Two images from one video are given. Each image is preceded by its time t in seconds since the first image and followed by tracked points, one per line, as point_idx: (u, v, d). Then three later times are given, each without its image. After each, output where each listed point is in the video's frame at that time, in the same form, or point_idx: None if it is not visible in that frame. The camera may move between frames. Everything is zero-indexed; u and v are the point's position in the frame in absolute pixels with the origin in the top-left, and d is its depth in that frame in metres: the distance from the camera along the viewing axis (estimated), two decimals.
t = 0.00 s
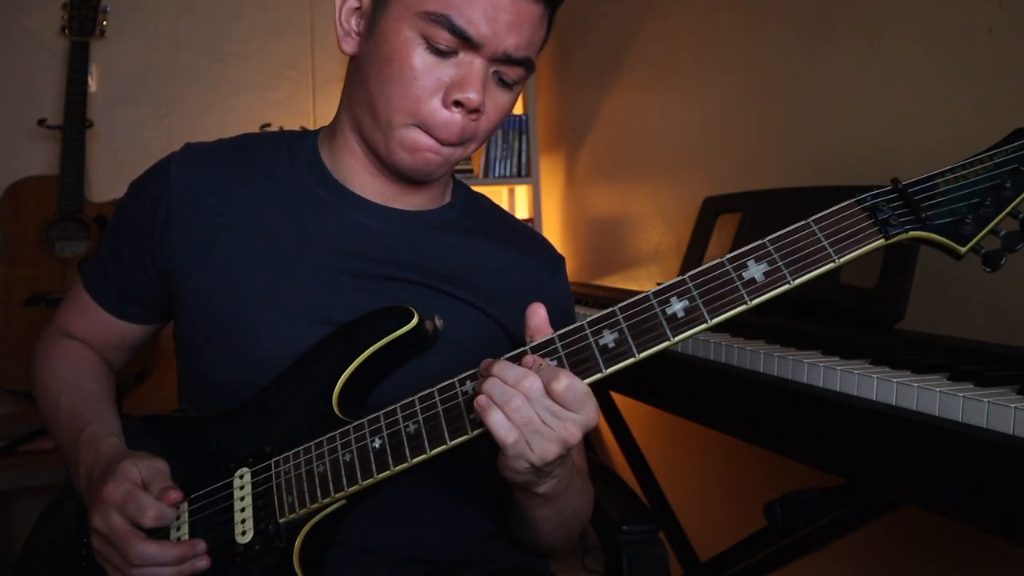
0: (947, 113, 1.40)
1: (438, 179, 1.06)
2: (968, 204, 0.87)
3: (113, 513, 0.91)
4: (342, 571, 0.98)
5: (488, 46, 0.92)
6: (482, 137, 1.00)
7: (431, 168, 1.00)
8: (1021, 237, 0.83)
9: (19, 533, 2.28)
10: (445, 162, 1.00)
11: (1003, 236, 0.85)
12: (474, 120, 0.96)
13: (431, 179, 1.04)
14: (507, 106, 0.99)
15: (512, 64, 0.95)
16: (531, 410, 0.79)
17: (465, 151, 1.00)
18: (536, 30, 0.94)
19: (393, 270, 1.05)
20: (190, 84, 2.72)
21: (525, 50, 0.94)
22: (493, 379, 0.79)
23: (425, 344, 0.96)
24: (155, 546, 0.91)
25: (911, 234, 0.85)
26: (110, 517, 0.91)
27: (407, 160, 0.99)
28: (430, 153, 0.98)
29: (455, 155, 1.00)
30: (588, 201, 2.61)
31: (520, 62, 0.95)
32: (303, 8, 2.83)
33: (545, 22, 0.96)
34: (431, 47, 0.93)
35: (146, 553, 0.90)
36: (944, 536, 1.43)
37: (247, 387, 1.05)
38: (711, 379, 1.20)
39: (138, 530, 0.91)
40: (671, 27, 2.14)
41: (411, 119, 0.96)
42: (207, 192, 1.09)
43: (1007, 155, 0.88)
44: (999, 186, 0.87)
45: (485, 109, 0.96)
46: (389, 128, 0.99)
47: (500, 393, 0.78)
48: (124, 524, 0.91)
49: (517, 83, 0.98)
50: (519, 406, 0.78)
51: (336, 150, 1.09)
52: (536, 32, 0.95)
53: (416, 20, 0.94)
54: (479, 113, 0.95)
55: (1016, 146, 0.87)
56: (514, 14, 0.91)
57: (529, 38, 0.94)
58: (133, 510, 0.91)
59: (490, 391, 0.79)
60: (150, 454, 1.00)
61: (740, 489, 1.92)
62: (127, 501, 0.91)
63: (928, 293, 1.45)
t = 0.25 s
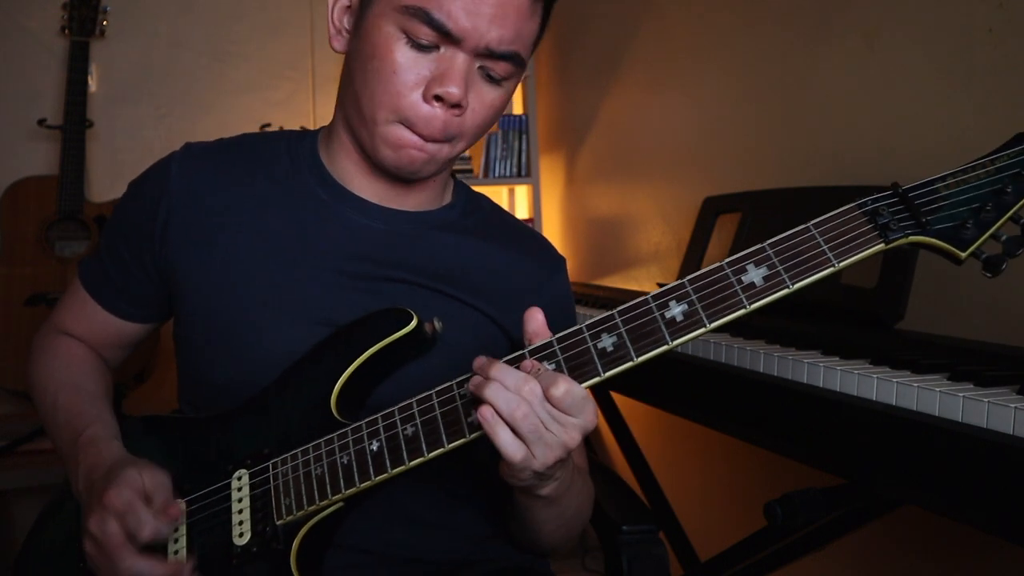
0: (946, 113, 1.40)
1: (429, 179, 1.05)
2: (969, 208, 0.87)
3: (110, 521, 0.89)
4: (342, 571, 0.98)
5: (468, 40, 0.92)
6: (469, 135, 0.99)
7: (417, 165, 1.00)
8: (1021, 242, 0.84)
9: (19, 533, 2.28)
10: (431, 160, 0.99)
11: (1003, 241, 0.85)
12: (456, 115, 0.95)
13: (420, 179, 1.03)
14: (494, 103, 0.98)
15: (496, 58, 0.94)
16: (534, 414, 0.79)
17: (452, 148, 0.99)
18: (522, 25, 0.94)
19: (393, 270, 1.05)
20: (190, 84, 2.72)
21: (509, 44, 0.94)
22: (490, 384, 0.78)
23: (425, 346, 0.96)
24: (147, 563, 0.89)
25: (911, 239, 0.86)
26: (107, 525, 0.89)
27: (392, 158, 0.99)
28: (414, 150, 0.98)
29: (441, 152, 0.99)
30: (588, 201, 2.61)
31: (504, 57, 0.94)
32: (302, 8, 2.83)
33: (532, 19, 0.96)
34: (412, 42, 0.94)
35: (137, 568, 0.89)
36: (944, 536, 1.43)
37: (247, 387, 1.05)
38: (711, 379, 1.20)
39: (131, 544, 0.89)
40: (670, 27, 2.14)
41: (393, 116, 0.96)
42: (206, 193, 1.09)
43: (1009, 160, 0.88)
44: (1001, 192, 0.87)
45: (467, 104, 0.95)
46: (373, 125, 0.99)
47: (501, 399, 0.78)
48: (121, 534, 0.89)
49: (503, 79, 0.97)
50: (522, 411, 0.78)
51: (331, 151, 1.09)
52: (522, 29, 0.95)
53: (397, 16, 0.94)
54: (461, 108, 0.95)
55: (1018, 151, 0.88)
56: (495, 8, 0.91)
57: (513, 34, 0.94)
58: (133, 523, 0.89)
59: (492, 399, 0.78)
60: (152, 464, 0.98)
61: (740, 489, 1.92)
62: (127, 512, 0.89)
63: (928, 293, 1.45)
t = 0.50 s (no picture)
0: (945, 113, 1.40)
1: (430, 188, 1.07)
2: (973, 211, 0.87)
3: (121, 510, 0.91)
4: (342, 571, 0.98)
5: (463, 59, 0.90)
6: (469, 148, 0.99)
7: (418, 181, 1.00)
8: None
9: (19, 533, 2.28)
10: (432, 174, 1.00)
11: (1009, 244, 0.84)
12: (456, 133, 0.95)
13: (420, 190, 1.04)
14: (493, 116, 0.98)
15: (494, 74, 0.93)
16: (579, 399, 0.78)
17: (452, 161, 1.00)
18: (519, 36, 0.92)
19: (393, 271, 1.06)
20: (190, 84, 2.72)
21: (508, 58, 0.92)
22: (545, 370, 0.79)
23: (426, 347, 0.96)
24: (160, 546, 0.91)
25: (915, 242, 0.85)
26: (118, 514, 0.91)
27: (392, 175, 1.00)
28: (413, 166, 0.98)
29: (442, 167, 0.99)
30: (588, 201, 2.61)
31: (502, 72, 0.93)
32: (302, 8, 2.83)
33: (530, 28, 0.94)
34: (408, 61, 0.92)
35: (152, 552, 0.90)
36: (944, 536, 1.43)
37: (246, 388, 1.05)
38: (711, 380, 1.20)
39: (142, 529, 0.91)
40: (670, 28, 2.14)
41: (393, 135, 0.96)
42: (206, 194, 1.08)
43: (1014, 163, 0.88)
44: (1005, 195, 0.87)
45: (465, 123, 0.95)
46: (372, 143, 0.99)
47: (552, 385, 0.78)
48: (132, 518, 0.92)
49: (502, 91, 0.96)
50: (570, 395, 0.77)
51: (328, 156, 1.09)
52: (520, 41, 0.93)
53: (390, 33, 0.93)
54: (461, 127, 0.94)
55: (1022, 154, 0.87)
56: (490, 24, 0.89)
57: (510, 48, 0.92)
58: (144, 507, 0.92)
59: (541, 383, 0.78)
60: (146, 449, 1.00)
61: (740, 489, 1.92)
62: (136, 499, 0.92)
63: (928, 293, 1.45)
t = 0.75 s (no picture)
0: (945, 112, 1.40)
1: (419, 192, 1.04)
2: (978, 214, 0.87)
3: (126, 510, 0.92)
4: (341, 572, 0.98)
5: (425, 70, 0.86)
6: (449, 156, 0.95)
7: (396, 189, 0.98)
8: None
9: (19, 533, 2.28)
10: (408, 184, 0.97)
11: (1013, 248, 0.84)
12: (424, 143, 0.91)
13: (405, 197, 1.01)
14: (471, 124, 0.93)
15: (463, 82, 0.88)
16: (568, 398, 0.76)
17: (432, 170, 0.96)
18: (489, 41, 0.87)
19: (393, 271, 1.06)
20: (190, 84, 2.72)
21: (477, 65, 0.87)
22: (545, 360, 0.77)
23: (426, 348, 0.96)
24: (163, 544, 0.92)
25: (919, 245, 0.86)
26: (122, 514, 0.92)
27: (370, 184, 0.98)
28: (391, 177, 0.96)
29: (419, 177, 0.96)
30: (588, 201, 2.61)
31: (472, 79, 0.88)
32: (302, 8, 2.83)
33: (505, 30, 0.89)
34: (371, 72, 0.89)
35: (154, 552, 0.91)
36: (945, 536, 1.43)
37: (247, 387, 1.05)
38: (712, 379, 1.20)
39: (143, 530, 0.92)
40: (670, 28, 2.14)
41: (362, 146, 0.94)
42: (206, 194, 1.08)
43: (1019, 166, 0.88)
44: (1011, 198, 0.87)
45: (435, 134, 0.91)
46: (347, 153, 0.97)
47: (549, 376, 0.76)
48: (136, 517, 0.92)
49: (478, 98, 0.91)
50: (566, 392, 0.76)
51: (323, 160, 1.08)
52: (494, 44, 0.88)
53: (351, 45, 0.89)
54: (428, 138, 0.91)
55: None
56: (453, 32, 0.85)
57: (480, 54, 0.87)
58: (151, 503, 0.93)
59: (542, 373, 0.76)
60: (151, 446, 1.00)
61: (740, 489, 1.92)
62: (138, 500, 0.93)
63: (928, 293, 1.45)
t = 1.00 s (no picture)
0: (944, 112, 1.40)
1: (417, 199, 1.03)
2: (985, 228, 0.87)
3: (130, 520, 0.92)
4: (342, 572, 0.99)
5: (404, 81, 0.85)
6: (439, 167, 0.94)
7: (387, 199, 0.97)
8: None
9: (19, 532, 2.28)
10: (399, 194, 0.96)
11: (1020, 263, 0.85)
12: (409, 155, 0.91)
13: (399, 207, 1.01)
14: (458, 133, 0.92)
15: (446, 92, 0.87)
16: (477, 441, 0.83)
17: (423, 180, 0.95)
18: (471, 50, 0.86)
19: (394, 273, 1.06)
20: (190, 84, 2.72)
21: (458, 75, 0.86)
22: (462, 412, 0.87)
23: (427, 353, 0.96)
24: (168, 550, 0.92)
25: (924, 258, 0.85)
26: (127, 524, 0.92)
27: (361, 195, 0.97)
28: (381, 188, 0.95)
29: (408, 188, 0.95)
30: (588, 201, 2.61)
31: (454, 89, 0.87)
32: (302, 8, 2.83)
33: (488, 37, 0.88)
34: (352, 86, 0.89)
35: (160, 559, 0.91)
36: (944, 536, 1.43)
37: (248, 388, 1.06)
38: (712, 380, 1.20)
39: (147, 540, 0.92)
40: (670, 28, 2.14)
41: (349, 158, 0.94)
42: (205, 195, 1.08)
43: None
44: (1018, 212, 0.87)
45: (419, 144, 0.90)
46: (338, 165, 0.97)
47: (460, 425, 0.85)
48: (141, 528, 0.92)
49: (464, 107, 0.90)
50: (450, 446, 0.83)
51: (320, 167, 1.08)
52: (478, 52, 0.87)
53: (332, 58, 0.89)
54: (412, 149, 0.90)
55: None
56: (430, 42, 0.84)
57: (462, 63, 0.86)
58: (157, 511, 0.93)
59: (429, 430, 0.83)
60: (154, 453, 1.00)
61: (740, 490, 1.92)
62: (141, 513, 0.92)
63: (927, 293, 1.45)
